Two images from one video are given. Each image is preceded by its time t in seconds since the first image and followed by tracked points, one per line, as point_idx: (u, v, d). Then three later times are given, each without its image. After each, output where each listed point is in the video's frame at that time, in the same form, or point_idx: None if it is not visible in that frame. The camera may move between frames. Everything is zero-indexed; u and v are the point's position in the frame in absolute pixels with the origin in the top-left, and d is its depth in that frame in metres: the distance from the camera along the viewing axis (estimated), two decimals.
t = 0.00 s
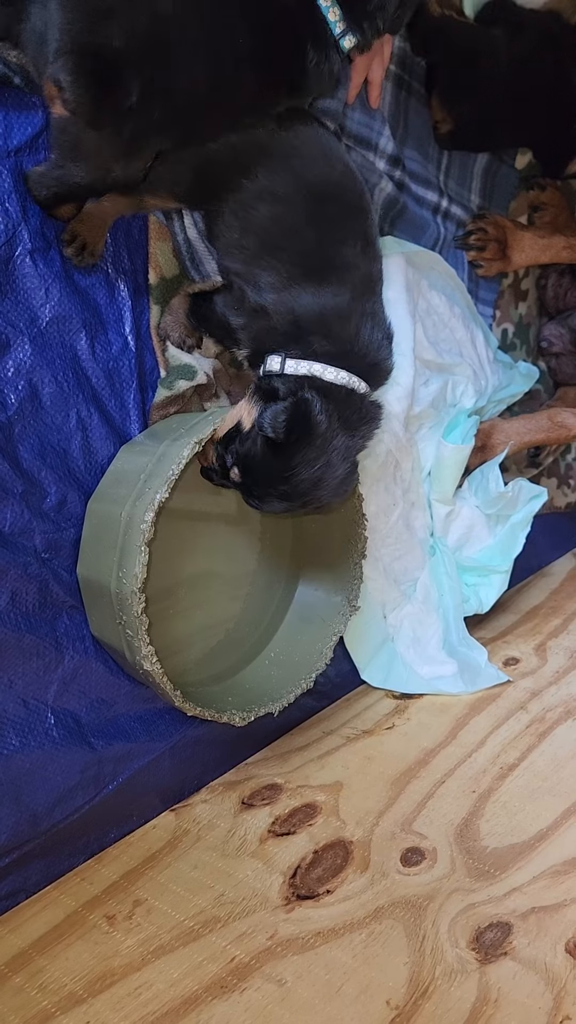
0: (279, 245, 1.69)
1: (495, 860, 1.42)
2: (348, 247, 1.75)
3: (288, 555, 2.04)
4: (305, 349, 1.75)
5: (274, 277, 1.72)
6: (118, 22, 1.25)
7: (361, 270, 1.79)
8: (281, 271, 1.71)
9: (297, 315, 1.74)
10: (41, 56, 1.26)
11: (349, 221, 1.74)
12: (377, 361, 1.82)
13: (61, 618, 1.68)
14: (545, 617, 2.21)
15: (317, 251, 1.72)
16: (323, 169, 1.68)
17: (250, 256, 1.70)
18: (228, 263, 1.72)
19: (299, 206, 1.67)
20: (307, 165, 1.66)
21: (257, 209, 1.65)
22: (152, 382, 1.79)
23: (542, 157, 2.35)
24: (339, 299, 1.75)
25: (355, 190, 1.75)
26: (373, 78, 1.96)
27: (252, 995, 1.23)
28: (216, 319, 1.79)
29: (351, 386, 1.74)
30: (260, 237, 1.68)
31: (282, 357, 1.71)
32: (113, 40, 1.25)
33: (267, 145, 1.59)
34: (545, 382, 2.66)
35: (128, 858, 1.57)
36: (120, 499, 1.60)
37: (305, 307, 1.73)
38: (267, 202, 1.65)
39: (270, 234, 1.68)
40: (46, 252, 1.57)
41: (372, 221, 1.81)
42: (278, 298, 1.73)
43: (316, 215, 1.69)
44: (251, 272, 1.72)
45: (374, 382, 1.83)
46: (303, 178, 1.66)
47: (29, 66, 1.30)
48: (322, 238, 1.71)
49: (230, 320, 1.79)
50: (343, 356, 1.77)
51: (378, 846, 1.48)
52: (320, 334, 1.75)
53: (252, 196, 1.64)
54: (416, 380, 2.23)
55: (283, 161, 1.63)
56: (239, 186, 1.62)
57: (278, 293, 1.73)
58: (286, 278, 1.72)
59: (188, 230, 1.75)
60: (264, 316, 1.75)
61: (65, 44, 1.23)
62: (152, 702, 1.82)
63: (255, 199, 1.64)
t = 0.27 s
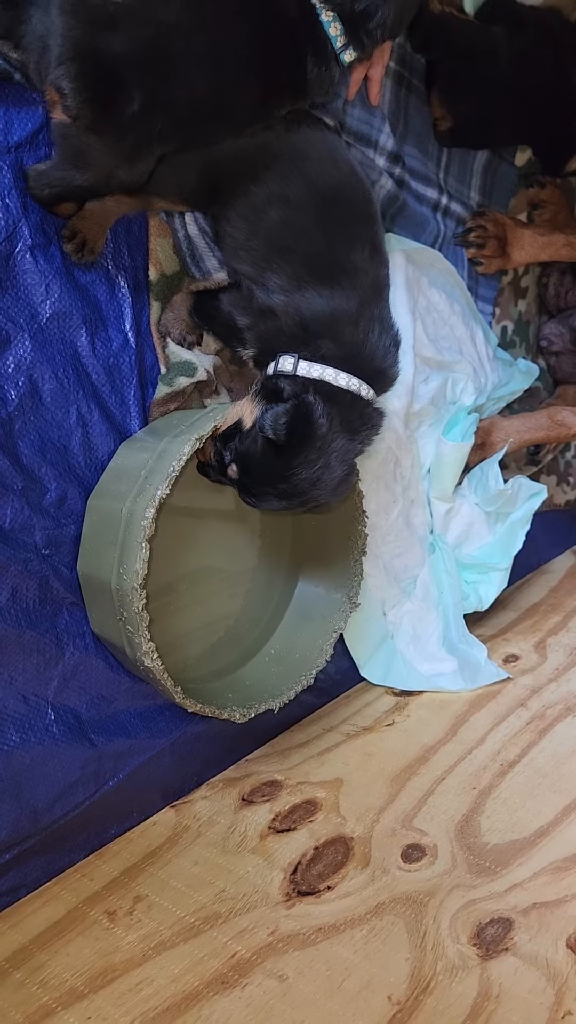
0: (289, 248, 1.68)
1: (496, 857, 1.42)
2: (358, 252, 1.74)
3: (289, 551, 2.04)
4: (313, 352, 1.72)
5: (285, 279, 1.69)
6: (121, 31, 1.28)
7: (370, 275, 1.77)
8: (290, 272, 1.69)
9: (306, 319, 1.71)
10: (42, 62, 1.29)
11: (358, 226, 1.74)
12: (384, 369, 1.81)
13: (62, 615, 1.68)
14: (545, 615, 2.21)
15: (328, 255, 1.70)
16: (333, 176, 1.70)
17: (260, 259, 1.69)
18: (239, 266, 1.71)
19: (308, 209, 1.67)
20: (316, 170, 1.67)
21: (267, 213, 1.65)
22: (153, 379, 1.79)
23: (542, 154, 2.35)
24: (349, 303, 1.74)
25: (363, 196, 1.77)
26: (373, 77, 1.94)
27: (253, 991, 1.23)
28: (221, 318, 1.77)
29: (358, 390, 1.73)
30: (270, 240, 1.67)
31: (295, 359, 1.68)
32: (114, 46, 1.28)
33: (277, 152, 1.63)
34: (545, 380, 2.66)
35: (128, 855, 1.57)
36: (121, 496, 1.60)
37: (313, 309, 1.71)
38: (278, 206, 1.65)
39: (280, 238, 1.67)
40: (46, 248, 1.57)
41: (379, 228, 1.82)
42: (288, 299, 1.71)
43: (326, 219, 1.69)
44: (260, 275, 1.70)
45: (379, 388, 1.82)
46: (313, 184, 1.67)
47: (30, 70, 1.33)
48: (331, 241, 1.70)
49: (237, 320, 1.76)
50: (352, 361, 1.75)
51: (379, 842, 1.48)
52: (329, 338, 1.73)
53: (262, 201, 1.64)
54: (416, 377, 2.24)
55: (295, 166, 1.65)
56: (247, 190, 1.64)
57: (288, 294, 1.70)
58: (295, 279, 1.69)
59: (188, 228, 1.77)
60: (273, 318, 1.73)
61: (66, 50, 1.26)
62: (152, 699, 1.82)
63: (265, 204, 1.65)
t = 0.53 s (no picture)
0: (295, 250, 1.65)
1: (495, 851, 1.43)
2: (363, 254, 1.72)
3: (288, 547, 2.05)
4: (312, 352, 1.71)
5: (289, 279, 1.67)
6: (113, 27, 1.26)
7: (374, 278, 1.75)
8: (294, 272, 1.67)
9: (309, 321, 1.69)
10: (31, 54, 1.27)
11: (363, 228, 1.72)
12: (384, 371, 1.80)
13: (61, 609, 1.68)
14: (545, 611, 2.21)
15: (333, 257, 1.68)
16: (339, 179, 1.67)
17: (264, 260, 1.66)
18: (244, 266, 1.69)
19: (314, 212, 1.64)
20: (322, 174, 1.65)
21: (272, 216, 1.63)
22: (152, 374, 1.79)
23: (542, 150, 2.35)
24: (353, 305, 1.72)
25: (368, 199, 1.74)
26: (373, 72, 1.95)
27: (252, 984, 1.23)
28: (223, 314, 1.75)
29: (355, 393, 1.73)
30: (275, 242, 1.65)
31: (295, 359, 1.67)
32: (100, 45, 1.26)
33: (282, 155, 1.60)
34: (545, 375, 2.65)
35: (128, 850, 1.57)
36: (120, 491, 1.60)
37: (316, 309, 1.69)
38: (283, 210, 1.62)
39: (286, 241, 1.65)
40: (46, 242, 1.57)
41: (384, 231, 1.80)
42: (291, 298, 1.68)
43: (332, 223, 1.67)
44: (264, 275, 1.68)
45: (376, 390, 1.80)
46: (319, 187, 1.64)
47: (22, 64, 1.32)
48: (337, 243, 1.68)
49: (238, 317, 1.74)
50: (352, 363, 1.74)
51: (378, 837, 1.48)
52: (329, 337, 1.71)
53: (266, 204, 1.62)
54: (416, 373, 2.24)
55: (301, 169, 1.62)
56: (253, 193, 1.60)
57: (292, 294, 1.68)
58: (299, 280, 1.67)
59: (188, 224, 1.77)
60: (275, 316, 1.71)
61: (52, 47, 1.23)
62: (152, 694, 1.82)
63: (270, 208, 1.62)
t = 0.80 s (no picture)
0: (302, 252, 1.65)
1: (497, 849, 1.42)
2: (370, 259, 1.72)
3: (289, 545, 2.05)
4: (316, 353, 1.71)
5: (295, 279, 1.67)
6: (102, 28, 1.23)
7: (380, 284, 1.75)
8: (301, 272, 1.66)
9: (313, 321, 1.70)
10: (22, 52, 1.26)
11: (371, 233, 1.72)
12: (386, 378, 1.81)
13: (62, 607, 1.68)
14: (546, 609, 2.21)
15: (340, 261, 1.67)
16: (347, 183, 1.66)
17: (272, 260, 1.66)
18: (250, 263, 1.69)
19: (324, 215, 1.63)
20: (333, 178, 1.63)
21: (281, 217, 1.61)
22: (154, 371, 1.79)
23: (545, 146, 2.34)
24: (357, 309, 1.72)
25: (376, 203, 1.74)
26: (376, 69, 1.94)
27: (253, 982, 1.23)
28: (225, 311, 1.79)
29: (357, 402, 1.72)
30: (283, 242, 1.64)
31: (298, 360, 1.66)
32: (92, 45, 1.24)
33: (291, 158, 1.58)
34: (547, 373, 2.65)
35: (129, 847, 1.57)
36: (120, 488, 1.60)
37: (321, 311, 1.69)
38: (293, 211, 1.61)
39: (295, 242, 1.64)
40: (46, 238, 1.56)
41: (390, 237, 1.79)
42: (296, 298, 1.69)
43: (341, 227, 1.66)
44: (270, 273, 1.68)
45: (374, 396, 1.81)
46: (329, 191, 1.63)
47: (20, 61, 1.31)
48: (345, 246, 1.67)
49: (241, 314, 1.78)
50: (353, 370, 1.74)
51: (379, 834, 1.48)
52: (332, 342, 1.71)
53: (276, 205, 1.60)
54: (417, 371, 2.24)
55: (310, 173, 1.60)
56: (262, 194, 1.58)
57: (298, 293, 1.68)
58: (306, 280, 1.67)
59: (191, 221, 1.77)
60: (282, 313, 1.71)
61: (46, 46, 1.23)
62: (153, 692, 1.82)
63: (279, 209, 1.60)
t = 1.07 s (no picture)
0: (311, 253, 1.65)
1: (501, 851, 1.42)
2: (379, 261, 1.72)
3: (293, 545, 2.04)
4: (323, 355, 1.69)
5: (305, 280, 1.67)
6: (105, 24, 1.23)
7: (389, 287, 1.74)
8: (310, 273, 1.67)
9: (321, 322, 1.69)
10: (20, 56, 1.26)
11: (380, 235, 1.72)
12: (394, 380, 1.79)
13: (66, 607, 1.68)
14: (550, 609, 2.20)
15: (349, 262, 1.68)
16: (356, 185, 1.66)
17: (281, 261, 1.66)
18: (260, 265, 1.69)
19: (333, 216, 1.64)
20: (341, 179, 1.64)
21: (291, 218, 1.62)
22: (157, 371, 1.79)
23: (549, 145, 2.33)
24: (366, 310, 1.71)
25: (386, 206, 1.74)
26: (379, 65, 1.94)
27: (257, 983, 1.22)
28: (232, 311, 1.77)
29: (365, 402, 1.71)
30: (292, 243, 1.65)
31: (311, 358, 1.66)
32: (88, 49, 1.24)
33: (300, 159, 1.58)
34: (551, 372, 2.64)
35: (132, 848, 1.57)
36: (124, 488, 1.59)
37: (330, 312, 1.68)
38: (303, 212, 1.62)
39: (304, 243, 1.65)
40: (50, 238, 1.56)
41: (400, 240, 1.79)
42: (304, 299, 1.68)
43: (350, 228, 1.67)
44: (280, 274, 1.68)
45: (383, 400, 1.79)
46: (338, 192, 1.63)
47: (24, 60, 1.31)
48: (354, 248, 1.68)
49: (249, 312, 1.75)
50: (363, 371, 1.72)
51: (383, 836, 1.48)
52: (338, 344, 1.70)
53: (286, 206, 1.61)
54: (421, 370, 2.23)
55: (320, 175, 1.61)
56: (270, 196, 1.59)
57: (306, 294, 1.68)
58: (315, 281, 1.67)
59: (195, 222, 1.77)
60: (290, 312, 1.70)
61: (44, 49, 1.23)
62: (157, 692, 1.82)
63: (289, 209, 1.61)
